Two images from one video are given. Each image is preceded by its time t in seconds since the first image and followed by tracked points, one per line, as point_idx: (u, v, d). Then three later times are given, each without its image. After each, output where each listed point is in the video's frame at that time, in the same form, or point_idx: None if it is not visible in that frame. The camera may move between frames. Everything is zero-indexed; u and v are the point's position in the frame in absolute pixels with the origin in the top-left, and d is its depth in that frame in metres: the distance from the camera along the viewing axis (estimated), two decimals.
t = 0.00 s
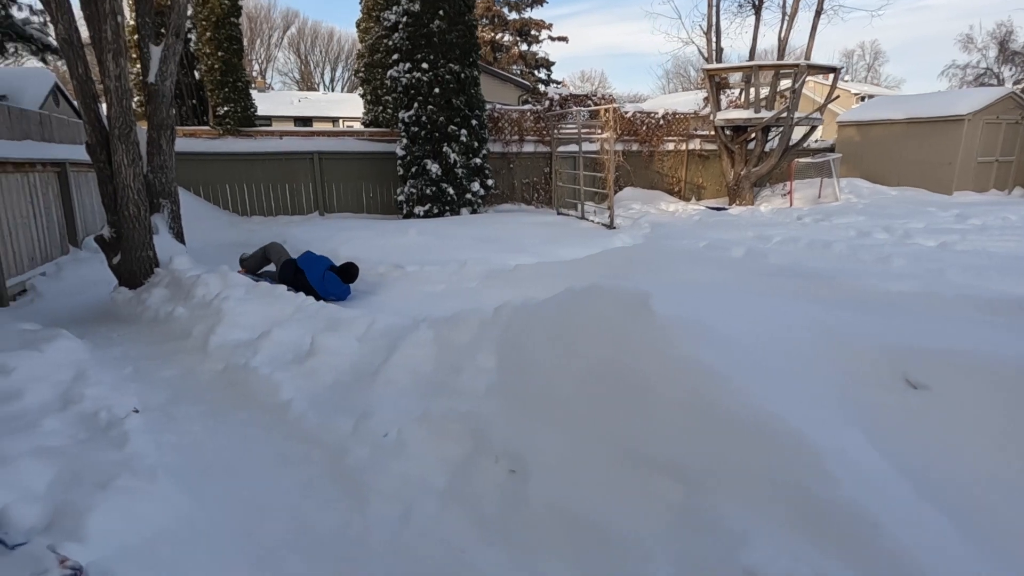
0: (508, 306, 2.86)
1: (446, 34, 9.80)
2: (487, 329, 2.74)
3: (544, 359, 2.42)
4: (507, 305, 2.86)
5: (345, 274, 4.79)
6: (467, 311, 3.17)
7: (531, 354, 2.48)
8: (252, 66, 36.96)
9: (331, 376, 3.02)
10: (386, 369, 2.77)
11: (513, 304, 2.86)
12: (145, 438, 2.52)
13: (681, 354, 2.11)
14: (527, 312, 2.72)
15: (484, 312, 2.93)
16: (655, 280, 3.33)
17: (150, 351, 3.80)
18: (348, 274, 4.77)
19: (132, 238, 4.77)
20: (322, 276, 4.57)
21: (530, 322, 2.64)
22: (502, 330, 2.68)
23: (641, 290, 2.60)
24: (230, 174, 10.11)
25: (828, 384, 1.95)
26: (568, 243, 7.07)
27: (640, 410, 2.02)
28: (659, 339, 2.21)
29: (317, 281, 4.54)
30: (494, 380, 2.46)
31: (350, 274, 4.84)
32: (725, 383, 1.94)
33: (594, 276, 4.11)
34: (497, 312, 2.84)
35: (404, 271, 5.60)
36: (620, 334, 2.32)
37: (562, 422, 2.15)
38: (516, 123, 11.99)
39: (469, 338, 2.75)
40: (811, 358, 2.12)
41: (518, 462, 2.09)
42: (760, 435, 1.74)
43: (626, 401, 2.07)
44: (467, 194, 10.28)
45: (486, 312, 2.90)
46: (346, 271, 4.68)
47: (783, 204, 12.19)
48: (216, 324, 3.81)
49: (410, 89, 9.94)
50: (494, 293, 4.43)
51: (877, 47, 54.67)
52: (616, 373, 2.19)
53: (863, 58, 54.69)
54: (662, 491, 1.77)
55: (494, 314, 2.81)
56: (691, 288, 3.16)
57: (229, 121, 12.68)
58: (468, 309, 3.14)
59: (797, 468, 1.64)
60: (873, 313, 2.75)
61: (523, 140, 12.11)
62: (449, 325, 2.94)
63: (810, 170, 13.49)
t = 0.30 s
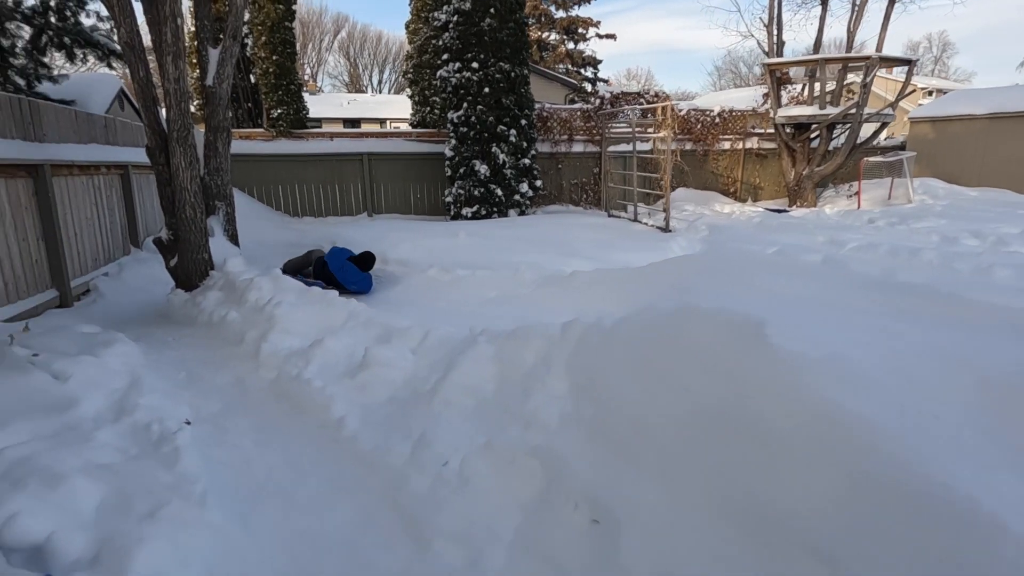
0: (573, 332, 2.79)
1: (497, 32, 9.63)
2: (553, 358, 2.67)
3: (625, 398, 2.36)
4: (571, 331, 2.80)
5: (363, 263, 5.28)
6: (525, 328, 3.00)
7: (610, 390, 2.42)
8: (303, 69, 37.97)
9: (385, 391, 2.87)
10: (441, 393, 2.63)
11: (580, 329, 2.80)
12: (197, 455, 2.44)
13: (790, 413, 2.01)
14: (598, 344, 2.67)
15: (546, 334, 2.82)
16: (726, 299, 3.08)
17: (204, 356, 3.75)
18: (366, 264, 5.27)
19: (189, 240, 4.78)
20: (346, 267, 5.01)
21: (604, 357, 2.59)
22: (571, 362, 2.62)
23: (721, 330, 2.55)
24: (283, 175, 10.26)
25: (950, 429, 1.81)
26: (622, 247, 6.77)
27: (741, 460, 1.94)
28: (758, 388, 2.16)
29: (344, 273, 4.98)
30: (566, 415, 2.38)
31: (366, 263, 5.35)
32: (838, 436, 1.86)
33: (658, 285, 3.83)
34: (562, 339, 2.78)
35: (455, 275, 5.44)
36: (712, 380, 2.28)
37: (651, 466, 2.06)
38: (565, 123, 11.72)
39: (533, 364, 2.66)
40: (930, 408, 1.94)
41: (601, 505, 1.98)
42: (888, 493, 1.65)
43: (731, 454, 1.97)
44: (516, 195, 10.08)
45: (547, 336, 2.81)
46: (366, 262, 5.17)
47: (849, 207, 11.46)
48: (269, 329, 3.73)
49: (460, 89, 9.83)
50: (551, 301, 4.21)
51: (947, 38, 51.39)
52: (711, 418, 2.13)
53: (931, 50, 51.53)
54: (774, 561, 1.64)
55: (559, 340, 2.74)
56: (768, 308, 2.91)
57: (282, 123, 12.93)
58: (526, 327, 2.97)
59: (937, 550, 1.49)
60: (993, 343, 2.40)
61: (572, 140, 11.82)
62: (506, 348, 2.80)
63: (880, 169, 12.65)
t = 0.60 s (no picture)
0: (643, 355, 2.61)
1: (537, 30, 9.39)
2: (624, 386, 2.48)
3: (717, 436, 2.18)
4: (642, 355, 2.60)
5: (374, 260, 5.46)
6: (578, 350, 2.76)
7: (699, 426, 2.23)
8: (339, 71, 38.50)
9: (430, 411, 2.67)
10: (490, 422, 2.43)
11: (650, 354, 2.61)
12: (232, 478, 2.29)
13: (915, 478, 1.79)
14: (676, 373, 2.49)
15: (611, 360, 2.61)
16: (798, 329, 2.81)
17: (241, 365, 3.63)
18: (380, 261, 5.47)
19: (227, 243, 4.70)
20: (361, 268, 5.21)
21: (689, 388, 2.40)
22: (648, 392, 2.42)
23: (817, 370, 2.38)
24: (320, 176, 10.26)
25: None
26: (668, 253, 6.45)
27: (864, 519, 1.73)
28: (862, 444, 1.97)
29: (361, 275, 5.18)
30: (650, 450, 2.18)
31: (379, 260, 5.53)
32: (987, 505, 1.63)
33: (718, 303, 3.54)
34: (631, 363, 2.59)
35: (495, 281, 5.23)
36: (820, 426, 2.10)
37: (755, 512, 1.88)
38: (604, 123, 11.41)
39: (601, 390, 2.47)
40: None
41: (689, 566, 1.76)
42: None
43: (846, 520, 1.75)
44: (553, 197, 9.82)
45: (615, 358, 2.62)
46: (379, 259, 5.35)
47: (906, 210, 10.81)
48: (306, 338, 3.58)
49: (498, 89, 9.64)
50: (599, 312, 3.95)
51: (1005, 32, 48.76)
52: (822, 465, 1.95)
53: (987, 45, 48.99)
54: None
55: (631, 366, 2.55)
56: (848, 341, 2.62)
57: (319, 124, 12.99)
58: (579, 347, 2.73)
59: None
60: None
61: (612, 140, 11.50)
62: (563, 374, 2.59)
63: (940, 170, 11.91)
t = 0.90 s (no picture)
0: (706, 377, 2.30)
1: (568, 25, 9.09)
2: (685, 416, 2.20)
3: (799, 476, 1.89)
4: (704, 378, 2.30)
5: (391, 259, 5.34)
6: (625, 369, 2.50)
7: (778, 464, 1.94)
8: (366, 71, 38.75)
9: (460, 434, 2.43)
10: (529, 452, 2.19)
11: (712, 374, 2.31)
12: (245, 507, 2.10)
13: None
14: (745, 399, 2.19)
15: (667, 382, 2.32)
16: (872, 355, 2.50)
17: (260, 374, 3.46)
18: (397, 261, 5.36)
19: (250, 245, 4.55)
20: (377, 267, 5.08)
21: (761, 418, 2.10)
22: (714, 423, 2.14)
23: (916, 394, 2.05)
24: (346, 175, 10.16)
25: None
26: (706, 259, 6.12)
27: None
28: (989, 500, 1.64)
29: (378, 275, 5.09)
30: (722, 495, 1.90)
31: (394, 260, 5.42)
32: None
33: (773, 317, 3.23)
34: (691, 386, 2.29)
35: (525, 287, 4.98)
36: (924, 464, 1.79)
37: None
38: (636, 121, 11.06)
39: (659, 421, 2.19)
40: None
41: None
42: None
43: None
44: (582, 197, 9.52)
45: (672, 381, 2.32)
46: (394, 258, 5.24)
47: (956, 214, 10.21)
48: (328, 347, 3.38)
49: (527, 86, 9.39)
50: (639, 325, 3.67)
51: None
52: (928, 517, 1.66)
53: None
54: None
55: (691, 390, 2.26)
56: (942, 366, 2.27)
57: (346, 123, 12.92)
58: (627, 368, 2.47)
59: None
60: None
61: (643, 138, 11.15)
62: (613, 398, 2.31)
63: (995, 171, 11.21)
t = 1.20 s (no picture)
0: (767, 406, 1.99)
1: (591, 17, 8.78)
2: (744, 455, 1.89)
3: (891, 534, 1.56)
4: (764, 407, 1.99)
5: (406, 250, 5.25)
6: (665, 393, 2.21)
7: (863, 519, 1.61)
8: (385, 70, 38.78)
9: (479, 460, 2.18)
10: (557, 490, 1.92)
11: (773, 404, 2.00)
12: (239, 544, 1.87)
13: None
14: (816, 435, 1.87)
15: (721, 413, 2.02)
16: (949, 385, 2.19)
17: (266, 384, 3.24)
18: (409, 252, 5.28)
19: (260, 245, 4.35)
20: (394, 259, 4.99)
21: (836, 458, 1.78)
22: (781, 464, 1.82)
23: None
24: (363, 173, 9.99)
25: None
26: (738, 262, 5.79)
27: None
28: None
29: (395, 266, 4.97)
30: (797, 555, 1.59)
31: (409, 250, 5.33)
32: None
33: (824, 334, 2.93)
34: (749, 418, 1.98)
35: (547, 290, 4.71)
36: None
37: None
38: (659, 117, 10.72)
39: (714, 462, 1.88)
40: None
41: None
42: None
43: None
44: (604, 196, 9.21)
45: (727, 412, 2.02)
46: (409, 249, 5.14)
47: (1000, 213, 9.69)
48: (337, 357, 3.15)
49: (548, 81, 9.11)
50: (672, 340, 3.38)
51: None
52: None
53: None
54: None
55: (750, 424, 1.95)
56: None
57: (363, 122, 12.77)
58: (669, 391, 2.18)
59: None
60: None
61: (667, 135, 10.80)
62: (657, 431, 2.02)
63: None
